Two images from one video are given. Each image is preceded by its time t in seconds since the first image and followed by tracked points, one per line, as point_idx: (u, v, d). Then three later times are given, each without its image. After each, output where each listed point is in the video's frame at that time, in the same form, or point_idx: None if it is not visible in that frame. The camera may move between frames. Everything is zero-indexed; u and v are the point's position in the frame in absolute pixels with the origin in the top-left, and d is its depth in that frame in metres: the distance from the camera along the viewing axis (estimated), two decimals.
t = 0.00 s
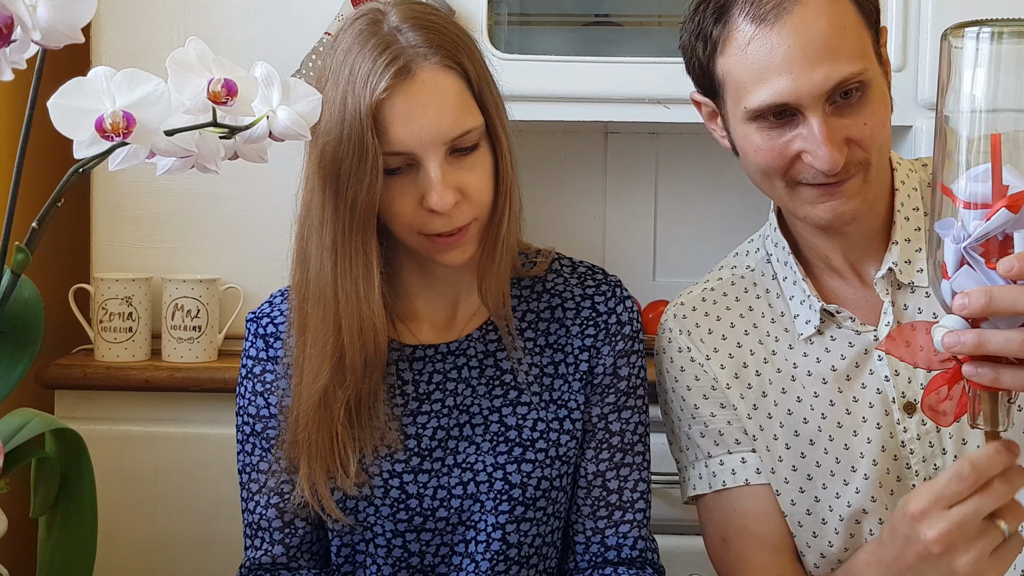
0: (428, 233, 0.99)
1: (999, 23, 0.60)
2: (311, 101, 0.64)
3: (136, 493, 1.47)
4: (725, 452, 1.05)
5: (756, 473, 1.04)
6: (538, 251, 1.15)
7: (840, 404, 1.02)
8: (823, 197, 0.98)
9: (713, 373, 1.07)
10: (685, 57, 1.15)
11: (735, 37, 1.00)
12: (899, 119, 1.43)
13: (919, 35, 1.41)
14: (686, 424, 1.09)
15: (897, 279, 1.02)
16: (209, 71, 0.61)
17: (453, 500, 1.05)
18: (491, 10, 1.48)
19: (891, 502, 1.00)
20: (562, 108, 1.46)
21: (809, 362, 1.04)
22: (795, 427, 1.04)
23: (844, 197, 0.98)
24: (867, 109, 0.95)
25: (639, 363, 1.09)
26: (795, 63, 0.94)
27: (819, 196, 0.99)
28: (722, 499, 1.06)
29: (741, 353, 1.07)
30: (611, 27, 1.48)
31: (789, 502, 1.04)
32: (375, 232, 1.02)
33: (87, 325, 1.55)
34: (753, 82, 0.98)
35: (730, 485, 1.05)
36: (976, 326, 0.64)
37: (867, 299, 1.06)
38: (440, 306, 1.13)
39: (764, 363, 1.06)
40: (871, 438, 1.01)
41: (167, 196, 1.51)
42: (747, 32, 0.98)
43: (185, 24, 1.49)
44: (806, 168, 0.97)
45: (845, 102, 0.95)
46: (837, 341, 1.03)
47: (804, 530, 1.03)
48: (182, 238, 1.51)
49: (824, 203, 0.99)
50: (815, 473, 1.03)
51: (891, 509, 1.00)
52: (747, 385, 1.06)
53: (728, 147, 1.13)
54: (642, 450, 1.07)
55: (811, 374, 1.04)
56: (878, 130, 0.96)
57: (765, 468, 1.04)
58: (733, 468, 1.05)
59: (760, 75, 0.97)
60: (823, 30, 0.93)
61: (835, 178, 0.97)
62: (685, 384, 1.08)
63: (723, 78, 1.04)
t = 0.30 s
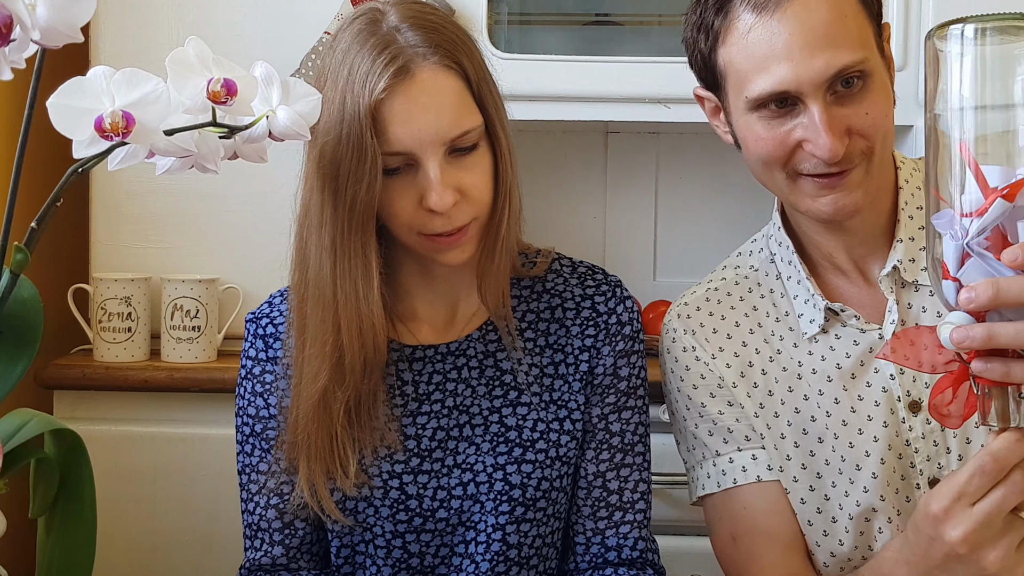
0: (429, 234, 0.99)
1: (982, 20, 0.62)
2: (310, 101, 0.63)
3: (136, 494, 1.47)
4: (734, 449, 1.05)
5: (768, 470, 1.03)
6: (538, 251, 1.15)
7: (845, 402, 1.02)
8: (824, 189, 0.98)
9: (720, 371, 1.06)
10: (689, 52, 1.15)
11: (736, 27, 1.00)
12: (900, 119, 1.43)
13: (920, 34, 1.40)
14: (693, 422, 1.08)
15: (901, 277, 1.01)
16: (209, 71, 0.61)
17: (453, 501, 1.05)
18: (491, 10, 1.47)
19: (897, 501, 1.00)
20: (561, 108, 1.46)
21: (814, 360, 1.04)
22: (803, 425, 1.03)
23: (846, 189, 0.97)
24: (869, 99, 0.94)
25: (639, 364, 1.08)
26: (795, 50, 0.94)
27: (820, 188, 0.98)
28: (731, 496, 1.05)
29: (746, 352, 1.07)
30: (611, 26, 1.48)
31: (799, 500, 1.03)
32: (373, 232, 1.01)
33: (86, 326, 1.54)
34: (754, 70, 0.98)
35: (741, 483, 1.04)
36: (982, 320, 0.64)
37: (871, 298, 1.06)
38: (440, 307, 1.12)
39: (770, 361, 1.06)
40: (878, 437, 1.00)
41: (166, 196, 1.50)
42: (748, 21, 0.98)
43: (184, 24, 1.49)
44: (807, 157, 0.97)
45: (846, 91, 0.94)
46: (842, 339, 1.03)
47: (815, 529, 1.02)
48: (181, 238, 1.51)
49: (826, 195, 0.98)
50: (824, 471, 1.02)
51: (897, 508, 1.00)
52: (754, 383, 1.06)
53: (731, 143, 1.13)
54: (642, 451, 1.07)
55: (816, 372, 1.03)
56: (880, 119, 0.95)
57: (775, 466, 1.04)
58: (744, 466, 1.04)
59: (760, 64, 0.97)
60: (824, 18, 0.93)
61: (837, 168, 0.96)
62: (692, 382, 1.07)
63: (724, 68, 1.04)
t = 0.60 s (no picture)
0: (428, 234, 0.99)
1: (968, 20, 0.61)
2: (310, 100, 0.63)
3: (136, 495, 1.46)
4: (733, 448, 1.05)
5: (767, 469, 1.03)
6: (538, 251, 1.15)
7: (844, 401, 1.02)
8: (820, 177, 0.97)
9: (718, 370, 1.06)
10: (686, 48, 1.15)
11: (730, 17, 1.00)
12: (901, 118, 1.42)
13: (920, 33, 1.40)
14: (692, 422, 1.08)
15: (901, 275, 1.01)
16: (208, 70, 0.61)
17: (453, 502, 1.05)
18: (491, 9, 1.47)
19: (896, 499, 1.00)
20: (562, 107, 1.46)
21: (813, 358, 1.04)
22: (802, 424, 1.03)
23: (842, 177, 0.96)
24: (863, 88, 0.95)
25: (639, 364, 1.08)
26: (788, 37, 0.94)
27: (816, 176, 0.97)
28: (730, 496, 1.05)
29: (745, 351, 1.06)
30: (611, 25, 1.48)
31: (797, 499, 1.02)
32: (373, 233, 1.01)
33: (85, 326, 1.54)
34: (748, 58, 0.98)
35: (741, 482, 1.04)
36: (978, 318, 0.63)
37: (871, 296, 1.06)
38: (439, 306, 1.12)
39: (768, 360, 1.06)
40: (877, 435, 1.00)
41: (165, 196, 1.50)
42: (741, 10, 0.99)
43: (183, 23, 1.49)
44: (802, 145, 0.96)
45: (841, 79, 0.95)
46: (841, 338, 1.03)
47: (814, 528, 1.02)
48: (180, 238, 1.51)
49: (822, 184, 0.97)
50: (823, 469, 1.02)
51: (897, 505, 1.00)
52: (753, 383, 1.05)
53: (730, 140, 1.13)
54: (642, 452, 1.06)
55: (815, 370, 1.03)
56: (876, 108, 0.95)
57: (774, 464, 1.03)
58: (742, 465, 1.04)
59: (754, 51, 0.97)
60: (816, 6, 0.94)
61: (832, 156, 0.96)
62: (691, 381, 1.07)
63: (719, 60, 1.04)
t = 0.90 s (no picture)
0: (426, 234, 0.98)
1: (972, 17, 0.61)
2: (309, 99, 0.62)
3: (135, 495, 1.46)
4: (730, 449, 1.05)
5: (763, 471, 1.03)
6: (538, 251, 1.14)
7: (843, 400, 1.01)
8: (819, 175, 0.96)
9: (716, 371, 1.06)
10: (685, 48, 1.15)
11: (730, 15, 1.00)
12: (902, 117, 1.42)
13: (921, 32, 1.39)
14: (690, 423, 1.08)
15: (900, 274, 1.01)
16: (207, 70, 0.61)
17: (452, 503, 1.04)
18: (491, 8, 1.47)
19: (896, 499, 1.00)
20: (562, 107, 1.46)
21: (812, 358, 1.03)
22: (800, 424, 1.03)
23: (842, 175, 0.96)
24: (862, 86, 0.94)
25: (639, 364, 1.08)
26: (787, 34, 0.94)
27: (815, 174, 0.97)
28: (729, 498, 1.05)
29: (744, 351, 1.06)
30: (611, 24, 1.48)
31: (795, 500, 1.02)
32: (372, 233, 1.01)
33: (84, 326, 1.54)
34: (748, 56, 0.98)
35: (737, 483, 1.04)
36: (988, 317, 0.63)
37: (870, 296, 1.05)
38: (438, 306, 1.12)
39: (767, 360, 1.06)
40: (876, 435, 1.00)
41: (164, 195, 1.50)
42: (741, 8, 0.99)
43: (182, 23, 1.49)
44: (801, 142, 0.96)
45: (840, 77, 0.95)
46: (840, 337, 1.02)
47: (812, 529, 1.02)
48: (179, 238, 1.50)
49: (821, 182, 0.97)
50: (822, 470, 1.02)
51: (897, 505, 1.00)
52: (751, 383, 1.05)
53: (730, 139, 1.12)
54: (642, 452, 1.06)
55: (814, 370, 1.03)
56: (875, 106, 0.95)
57: (772, 465, 1.03)
58: (739, 467, 1.04)
59: (754, 49, 0.97)
60: (815, 4, 0.94)
61: (831, 154, 0.95)
62: (689, 382, 1.07)
63: (719, 58, 1.04)
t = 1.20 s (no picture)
0: (426, 234, 0.98)
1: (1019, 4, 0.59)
2: (309, 99, 0.62)
3: (135, 496, 1.46)
4: (729, 451, 1.05)
5: (762, 473, 1.03)
6: (538, 251, 1.14)
7: (845, 401, 1.01)
8: (823, 174, 0.96)
9: (717, 372, 1.05)
10: (687, 47, 1.14)
11: (733, 13, 1.00)
12: (903, 116, 1.41)
13: (922, 32, 1.39)
14: (690, 423, 1.08)
15: (903, 274, 1.01)
16: (206, 69, 0.61)
17: (452, 504, 1.04)
18: (491, 8, 1.46)
19: (897, 500, 0.99)
20: (562, 107, 1.45)
21: (813, 359, 1.03)
22: (801, 425, 1.03)
23: (845, 174, 0.96)
24: (865, 86, 0.94)
25: (639, 365, 1.07)
26: (791, 33, 0.94)
27: (818, 173, 0.97)
28: (728, 499, 1.05)
29: (744, 352, 1.06)
30: (611, 24, 1.47)
31: (795, 501, 1.02)
32: (372, 233, 1.01)
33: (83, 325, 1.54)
34: (751, 55, 0.98)
35: (736, 485, 1.04)
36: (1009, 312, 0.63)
37: (872, 296, 1.05)
38: (438, 307, 1.11)
39: (768, 361, 1.05)
40: (877, 435, 0.99)
41: (163, 195, 1.49)
42: (744, 7, 0.98)
43: (182, 22, 1.48)
44: (804, 142, 0.96)
45: (844, 76, 0.94)
46: (842, 337, 1.02)
47: (811, 530, 1.02)
48: (179, 238, 1.50)
49: (824, 181, 0.97)
50: (822, 471, 1.01)
51: (897, 506, 0.99)
52: (751, 384, 1.05)
53: (732, 137, 1.12)
54: (642, 453, 1.06)
55: (816, 370, 1.02)
56: (878, 106, 0.95)
57: (771, 467, 1.03)
58: (738, 469, 1.04)
59: (757, 48, 0.97)
60: (819, 3, 0.93)
61: (834, 153, 0.95)
62: (689, 383, 1.07)
63: (722, 57, 1.04)
